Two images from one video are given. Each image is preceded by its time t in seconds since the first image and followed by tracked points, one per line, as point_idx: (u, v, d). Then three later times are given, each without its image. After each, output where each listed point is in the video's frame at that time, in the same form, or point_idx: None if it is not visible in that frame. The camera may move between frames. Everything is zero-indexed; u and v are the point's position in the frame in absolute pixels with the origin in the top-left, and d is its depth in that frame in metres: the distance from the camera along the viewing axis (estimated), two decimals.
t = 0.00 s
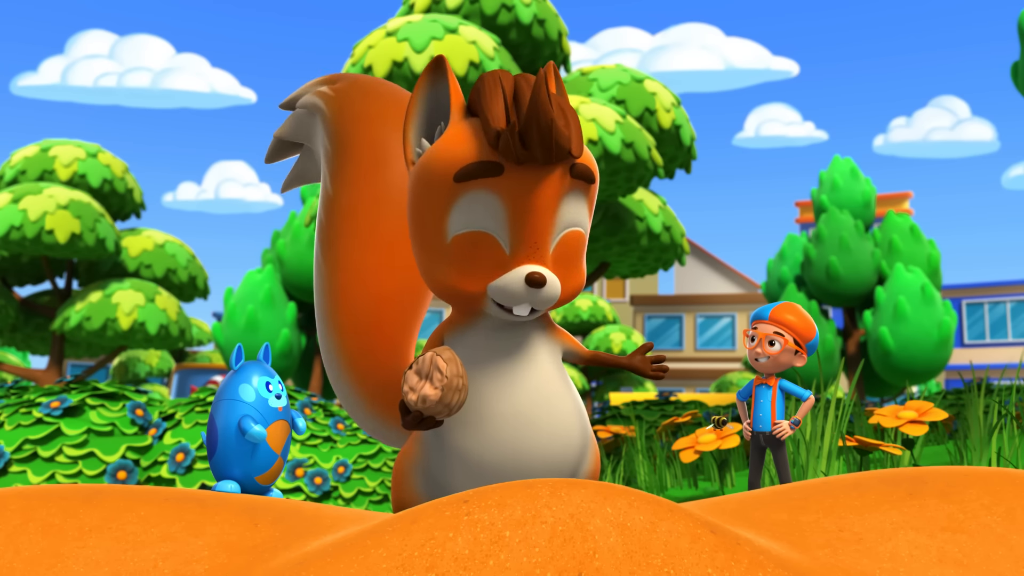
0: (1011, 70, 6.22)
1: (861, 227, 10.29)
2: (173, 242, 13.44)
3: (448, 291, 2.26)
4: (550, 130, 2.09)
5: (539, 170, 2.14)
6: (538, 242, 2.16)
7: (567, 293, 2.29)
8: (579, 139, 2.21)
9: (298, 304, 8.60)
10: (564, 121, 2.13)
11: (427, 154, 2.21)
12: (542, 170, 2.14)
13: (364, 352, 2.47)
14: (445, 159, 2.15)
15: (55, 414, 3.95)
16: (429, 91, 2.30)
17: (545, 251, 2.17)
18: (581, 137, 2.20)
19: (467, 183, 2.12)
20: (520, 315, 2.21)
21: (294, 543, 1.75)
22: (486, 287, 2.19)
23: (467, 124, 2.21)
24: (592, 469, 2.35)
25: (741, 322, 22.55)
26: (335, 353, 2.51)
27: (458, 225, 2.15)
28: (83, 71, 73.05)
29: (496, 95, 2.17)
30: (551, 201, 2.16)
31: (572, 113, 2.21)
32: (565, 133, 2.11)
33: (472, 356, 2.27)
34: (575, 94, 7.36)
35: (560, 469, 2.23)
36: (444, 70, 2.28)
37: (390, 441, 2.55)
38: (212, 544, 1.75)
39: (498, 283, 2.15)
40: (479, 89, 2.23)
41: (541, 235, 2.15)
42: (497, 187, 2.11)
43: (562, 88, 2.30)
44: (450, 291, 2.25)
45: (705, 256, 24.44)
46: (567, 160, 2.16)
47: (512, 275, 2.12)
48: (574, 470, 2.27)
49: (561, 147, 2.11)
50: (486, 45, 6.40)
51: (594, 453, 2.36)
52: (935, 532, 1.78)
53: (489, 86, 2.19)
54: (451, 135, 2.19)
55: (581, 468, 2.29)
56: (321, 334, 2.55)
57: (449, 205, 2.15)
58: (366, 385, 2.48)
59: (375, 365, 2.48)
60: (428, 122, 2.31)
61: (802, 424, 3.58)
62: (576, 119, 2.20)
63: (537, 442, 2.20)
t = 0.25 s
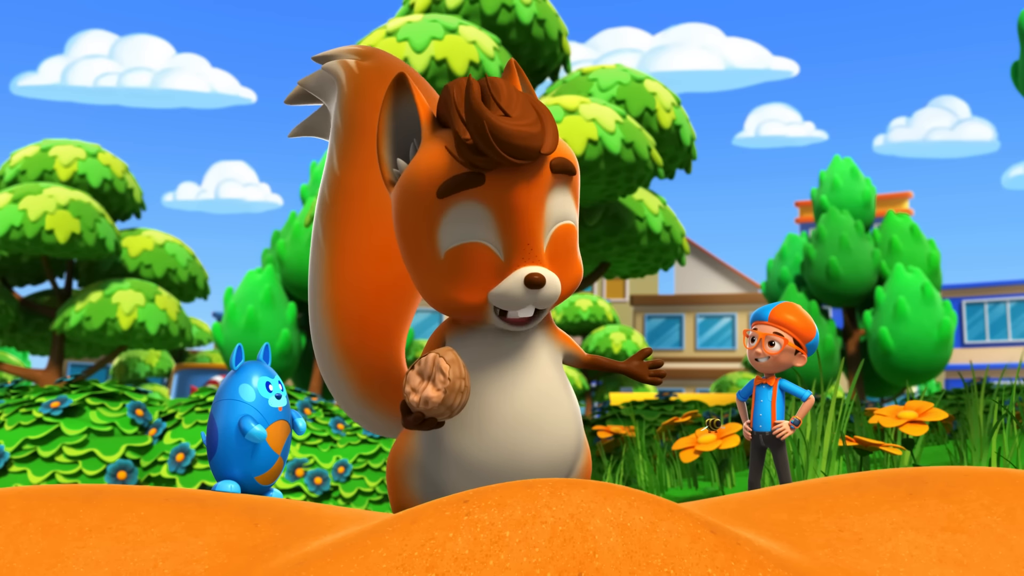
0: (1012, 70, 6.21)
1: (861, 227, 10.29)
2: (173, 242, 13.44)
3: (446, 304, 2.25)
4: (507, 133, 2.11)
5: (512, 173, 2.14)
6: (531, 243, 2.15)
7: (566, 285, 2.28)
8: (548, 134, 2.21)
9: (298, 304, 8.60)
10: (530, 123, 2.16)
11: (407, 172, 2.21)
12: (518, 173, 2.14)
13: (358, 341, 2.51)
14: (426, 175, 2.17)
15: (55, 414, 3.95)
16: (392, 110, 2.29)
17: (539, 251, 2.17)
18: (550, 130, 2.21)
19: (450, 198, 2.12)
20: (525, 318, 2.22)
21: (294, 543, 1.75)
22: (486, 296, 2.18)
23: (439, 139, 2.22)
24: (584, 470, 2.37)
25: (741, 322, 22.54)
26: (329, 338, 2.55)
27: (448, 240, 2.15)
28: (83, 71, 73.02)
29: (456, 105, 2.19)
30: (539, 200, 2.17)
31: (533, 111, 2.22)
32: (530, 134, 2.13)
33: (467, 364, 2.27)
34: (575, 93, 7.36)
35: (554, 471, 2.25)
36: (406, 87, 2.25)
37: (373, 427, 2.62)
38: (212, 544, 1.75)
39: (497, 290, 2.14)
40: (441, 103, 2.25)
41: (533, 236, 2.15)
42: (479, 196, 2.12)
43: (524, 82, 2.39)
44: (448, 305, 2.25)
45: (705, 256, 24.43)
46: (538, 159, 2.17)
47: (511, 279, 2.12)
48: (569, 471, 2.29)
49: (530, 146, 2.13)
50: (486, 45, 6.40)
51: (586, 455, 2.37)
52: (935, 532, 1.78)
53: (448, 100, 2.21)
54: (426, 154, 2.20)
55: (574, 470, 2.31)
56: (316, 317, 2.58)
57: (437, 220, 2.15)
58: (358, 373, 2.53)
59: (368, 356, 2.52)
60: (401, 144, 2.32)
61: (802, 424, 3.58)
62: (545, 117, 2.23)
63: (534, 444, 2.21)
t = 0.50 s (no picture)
0: (1011, 70, 6.21)
1: (861, 227, 10.29)
2: (173, 242, 13.44)
3: (452, 306, 2.25)
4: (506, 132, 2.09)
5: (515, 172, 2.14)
6: (537, 245, 2.16)
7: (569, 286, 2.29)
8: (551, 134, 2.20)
9: (298, 304, 8.61)
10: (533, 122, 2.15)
11: (410, 172, 2.21)
12: (519, 175, 2.14)
13: (363, 328, 2.52)
14: (429, 173, 2.17)
15: (55, 414, 3.95)
16: (393, 110, 2.27)
17: (544, 251, 2.17)
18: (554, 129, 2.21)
19: (453, 195, 2.12)
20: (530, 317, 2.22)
21: (294, 543, 1.75)
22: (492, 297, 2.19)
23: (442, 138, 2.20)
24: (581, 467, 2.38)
25: (741, 322, 22.54)
26: (333, 324, 2.54)
27: (452, 233, 2.15)
28: (82, 70, 73.01)
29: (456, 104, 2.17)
30: (543, 201, 2.17)
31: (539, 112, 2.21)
32: (532, 136, 2.12)
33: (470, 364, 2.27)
34: (575, 93, 7.36)
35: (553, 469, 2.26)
36: (407, 84, 2.22)
37: (371, 417, 2.62)
38: (212, 544, 1.75)
39: (504, 292, 2.15)
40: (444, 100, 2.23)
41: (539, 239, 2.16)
42: (484, 196, 2.12)
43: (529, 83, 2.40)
44: (455, 305, 2.25)
45: (705, 256, 24.43)
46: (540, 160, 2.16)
47: (517, 281, 2.13)
48: (567, 470, 2.30)
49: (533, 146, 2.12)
50: (486, 44, 6.40)
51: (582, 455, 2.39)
52: (935, 532, 1.78)
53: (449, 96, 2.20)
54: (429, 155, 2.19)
55: (571, 469, 2.33)
56: (320, 303, 2.57)
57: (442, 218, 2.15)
58: (359, 361, 2.53)
59: (372, 344, 2.52)
60: (403, 142, 2.30)
61: (802, 424, 3.58)
62: (547, 116, 2.22)
63: (535, 444, 2.22)
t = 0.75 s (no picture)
0: (1011, 70, 6.21)
1: (861, 227, 10.29)
2: (173, 242, 13.44)
3: (452, 303, 2.25)
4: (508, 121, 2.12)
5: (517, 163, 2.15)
6: (535, 238, 2.15)
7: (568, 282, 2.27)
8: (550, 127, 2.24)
9: (298, 304, 8.61)
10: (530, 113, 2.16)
11: (408, 169, 2.22)
12: (520, 164, 2.15)
13: (364, 328, 2.52)
14: (428, 166, 2.18)
15: (55, 414, 3.95)
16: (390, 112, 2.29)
17: (543, 245, 2.16)
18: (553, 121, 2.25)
19: (448, 185, 2.14)
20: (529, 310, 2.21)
21: (294, 543, 1.75)
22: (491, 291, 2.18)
23: (440, 135, 2.22)
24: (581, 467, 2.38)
25: (741, 322, 22.54)
26: (334, 325, 2.54)
27: (450, 226, 2.17)
28: (82, 70, 73.02)
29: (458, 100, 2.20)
30: (541, 194, 2.17)
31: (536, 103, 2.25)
32: (537, 124, 2.16)
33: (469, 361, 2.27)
34: (575, 93, 7.36)
35: (553, 468, 2.26)
36: (404, 86, 2.26)
37: (372, 417, 2.63)
38: (212, 544, 1.75)
39: (503, 285, 2.14)
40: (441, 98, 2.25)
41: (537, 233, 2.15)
42: (483, 187, 2.13)
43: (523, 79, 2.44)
44: (453, 301, 2.24)
45: (705, 256, 24.43)
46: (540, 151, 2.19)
47: (516, 273, 2.11)
48: (567, 470, 2.30)
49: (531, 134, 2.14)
50: (486, 44, 6.40)
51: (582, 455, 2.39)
52: (935, 533, 1.78)
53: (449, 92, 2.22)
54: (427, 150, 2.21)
55: (572, 468, 2.32)
56: (321, 303, 2.57)
57: (438, 212, 2.16)
58: (361, 361, 2.54)
59: (372, 344, 2.52)
60: (400, 142, 2.32)
61: (801, 424, 3.58)
62: (543, 110, 2.24)
63: (535, 443, 2.22)
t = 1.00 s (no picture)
0: (1011, 70, 6.21)
1: (861, 227, 10.29)
2: (173, 242, 13.44)
3: (443, 305, 2.27)
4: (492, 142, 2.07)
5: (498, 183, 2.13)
6: (521, 252, 2.14)
7: (561, 287, 2.27)
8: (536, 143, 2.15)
9: (298, 304, 8.60)
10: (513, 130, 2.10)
11: (399, 178, 2.24)
12: (502, 183, 2.13)
13: (371, 348, 2.52)
14: (414, 175, 2.20)
15: (55, 414, 3.95)
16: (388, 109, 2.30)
17: (530, 255, 2.15)
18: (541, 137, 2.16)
19: (433, 198, 2.15)
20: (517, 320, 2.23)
21: (294, 543, 1.75)
22: (477, 302, 2.20)
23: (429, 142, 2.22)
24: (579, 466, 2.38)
25: (741, 321, 22.53)
26: (340, 342, 2.53)
27: (436, 234, 2.17)
28: (82, 70, 73.01)
29: (449, 106, 2.14)
30: (529, 204, 2.15)
31: (528, 116, 2.16)
32: (516, 147, 2.09)
33: (461, 362, 2.28)
34: (575, 93, 7.36)
35: (548, 468, 2.26)
36: (400, 84, 2.26)
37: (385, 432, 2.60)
38: (212, 545, 1.75)
39: (488, 296, 2.15)
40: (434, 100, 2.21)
41: (525, 244, 2.14)
42: (466, 200, 2.12)
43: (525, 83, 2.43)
44: (446, 306, 2.27)
45: (705, 256, 24.43)
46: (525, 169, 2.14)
47: (499, 287, 2.12)
48: (563, 470, 2.31)
49: (511, 156, 2.08)
50: (486, 45, 6.40)
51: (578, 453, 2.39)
52: (935, 532, 1.78)
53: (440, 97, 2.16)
54: (415, 157, 2.22)
55: (568, 467, 2.32)
56: (323, 324, 2.57)
57: (425, 222, 2.18)
58: (371, 383, 2.52)
59: (380, 354, 2.52)
60: (396, 142, 2.34)
61: (802, 424, 3.58)
62: (530, 116, 2.17)
63: (529, 443, 2.22)
